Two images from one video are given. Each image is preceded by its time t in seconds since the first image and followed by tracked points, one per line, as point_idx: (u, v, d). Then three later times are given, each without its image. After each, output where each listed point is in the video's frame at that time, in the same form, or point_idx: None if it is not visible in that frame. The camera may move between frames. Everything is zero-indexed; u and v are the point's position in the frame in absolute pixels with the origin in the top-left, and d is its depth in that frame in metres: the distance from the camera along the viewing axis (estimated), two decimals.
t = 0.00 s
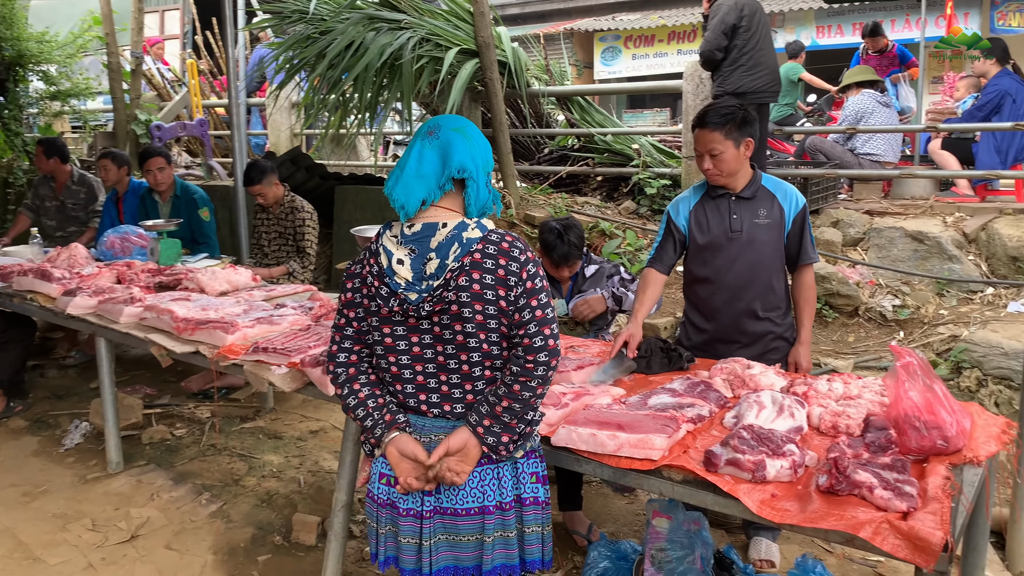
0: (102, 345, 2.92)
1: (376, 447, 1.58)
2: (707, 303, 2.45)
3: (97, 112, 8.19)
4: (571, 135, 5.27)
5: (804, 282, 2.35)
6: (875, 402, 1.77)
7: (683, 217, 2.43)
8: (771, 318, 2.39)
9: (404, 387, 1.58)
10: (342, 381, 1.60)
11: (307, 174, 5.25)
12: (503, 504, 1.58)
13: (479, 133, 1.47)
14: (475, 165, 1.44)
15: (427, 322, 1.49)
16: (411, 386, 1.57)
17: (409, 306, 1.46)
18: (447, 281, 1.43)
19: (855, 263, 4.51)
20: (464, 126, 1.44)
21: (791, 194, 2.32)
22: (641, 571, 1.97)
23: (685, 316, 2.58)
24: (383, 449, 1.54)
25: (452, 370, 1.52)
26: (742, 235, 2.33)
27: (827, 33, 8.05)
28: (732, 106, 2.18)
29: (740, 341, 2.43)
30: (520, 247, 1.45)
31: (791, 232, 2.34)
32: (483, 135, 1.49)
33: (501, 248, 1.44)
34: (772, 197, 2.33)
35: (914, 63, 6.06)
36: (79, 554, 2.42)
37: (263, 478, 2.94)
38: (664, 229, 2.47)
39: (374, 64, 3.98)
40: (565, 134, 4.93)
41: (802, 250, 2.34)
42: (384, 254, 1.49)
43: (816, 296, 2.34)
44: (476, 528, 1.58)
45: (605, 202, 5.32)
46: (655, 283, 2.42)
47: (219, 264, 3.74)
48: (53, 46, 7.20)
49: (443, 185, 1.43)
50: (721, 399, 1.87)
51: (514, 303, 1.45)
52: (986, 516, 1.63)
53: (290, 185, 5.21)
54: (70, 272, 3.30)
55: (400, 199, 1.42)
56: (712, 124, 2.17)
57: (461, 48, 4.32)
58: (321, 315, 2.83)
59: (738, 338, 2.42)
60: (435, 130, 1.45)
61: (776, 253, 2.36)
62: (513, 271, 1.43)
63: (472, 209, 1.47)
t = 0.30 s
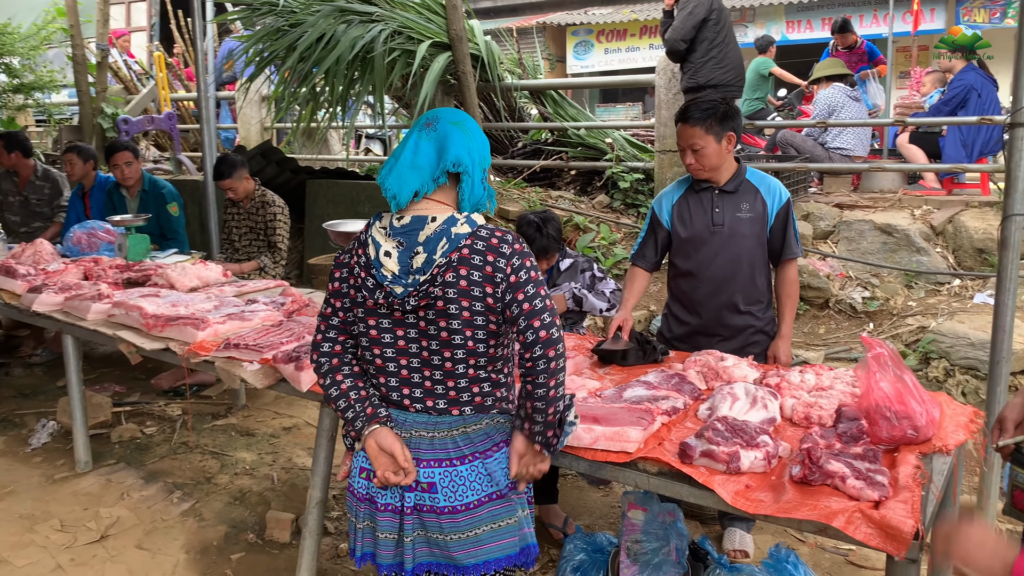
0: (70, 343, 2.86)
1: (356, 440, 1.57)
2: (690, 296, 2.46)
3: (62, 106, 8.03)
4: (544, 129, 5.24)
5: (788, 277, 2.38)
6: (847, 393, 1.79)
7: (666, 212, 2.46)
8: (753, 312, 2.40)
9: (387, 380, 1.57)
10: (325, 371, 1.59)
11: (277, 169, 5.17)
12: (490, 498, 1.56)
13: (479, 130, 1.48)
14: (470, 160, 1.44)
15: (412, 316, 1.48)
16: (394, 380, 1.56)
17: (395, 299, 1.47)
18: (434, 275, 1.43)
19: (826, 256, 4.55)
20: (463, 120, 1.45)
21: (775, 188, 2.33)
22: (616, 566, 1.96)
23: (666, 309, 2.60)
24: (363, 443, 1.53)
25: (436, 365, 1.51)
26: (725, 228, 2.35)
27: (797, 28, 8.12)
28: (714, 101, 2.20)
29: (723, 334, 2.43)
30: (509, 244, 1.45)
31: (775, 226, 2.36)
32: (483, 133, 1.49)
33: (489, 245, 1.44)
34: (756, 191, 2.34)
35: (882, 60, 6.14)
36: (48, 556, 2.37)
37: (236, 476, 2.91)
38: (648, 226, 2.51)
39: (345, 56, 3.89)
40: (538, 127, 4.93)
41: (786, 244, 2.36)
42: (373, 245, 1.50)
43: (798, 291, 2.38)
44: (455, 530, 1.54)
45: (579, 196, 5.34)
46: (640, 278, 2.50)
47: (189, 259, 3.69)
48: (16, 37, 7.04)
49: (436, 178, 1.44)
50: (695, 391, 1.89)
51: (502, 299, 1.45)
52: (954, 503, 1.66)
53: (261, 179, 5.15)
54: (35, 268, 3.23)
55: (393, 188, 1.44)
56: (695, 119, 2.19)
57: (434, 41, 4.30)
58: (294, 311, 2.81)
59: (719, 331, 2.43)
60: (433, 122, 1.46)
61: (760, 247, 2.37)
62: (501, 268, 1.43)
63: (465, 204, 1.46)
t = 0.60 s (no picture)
0: (40, 342, 2.82)
1: (340, 436, 1.56)
2: (658, 289, 2.47)
3: (31, 100, 7.90)
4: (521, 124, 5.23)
5: (759, 272, 2.37)
6: (823, 386, 1.81)
7: (638, 206, 2.46)
8: (721, 306, 2.42)
9: (375, 377, 1.56)
10: (312, 363, 1.59)
11: (252, 164, 5.09)
12: (476, 498, 1.56)
13: (486, 130, 1.47)
14: (476, 162, 1.43)
15: (405, 317, 1.47)
16: (382, 377, 1.55)
17: (389, 298, 1.45)
18: (431, 281, 1.42)
19: (801, 250, 4.59)
20: (472, 119, 1.43)
21: (745, 184, 2.34)
22: (595, 562, 1.96)
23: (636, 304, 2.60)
24: (348, 439, 1.53)
25: (426, 369, 1.51)
26: (694, 223, 2.36)
27: (772, 24, 8.17)
28: (689, 97, 2.20)
29: (691, 329, 2.45)
30: (508, 260, 1.45)
31: (746, 221, 2.36)
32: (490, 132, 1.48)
33: (489, 258, 1.43)
34: (726, 186, 2.35)
35: (855, 56, 6.15)
36: (20, 558, 2.33)
37: (212, 475, 2.88)
38: (621, 220, 2.50)
39: (321, 50, 3.83)
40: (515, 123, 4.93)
41: (759, 239, 2.35)
42: (370, 239, 1.47)
43: (769, 285, 2.37)
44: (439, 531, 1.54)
45: (556, 192, 5.34)
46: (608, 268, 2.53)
47: (162, 256, 3.64)
48: None
49: (440, 177, 1.42)
50: (674, 386, 1.89)
51: (497, 315, 1.46)
52: (928, 495, 1.69)
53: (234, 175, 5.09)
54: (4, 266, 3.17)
55: (396, 183, 1.41)
56: (671, 114, 2.18)
57: (410, 35, 4.25)
58: (271, 309, 2.79)
59: (688, 325, 2.45)
60: (441, 118, 1.43)
61: (729, 243, 2.38)
62: (498, 284, 1.44)
63: (466, 205, 1.45)
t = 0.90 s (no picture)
0: (14, 341, 2.77)
1: (328, 430, 1.56)
2: (618, 284, 2.47)
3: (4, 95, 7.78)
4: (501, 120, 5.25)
5: (712, 264, 2.40)
6: (802, 380, 1.82)
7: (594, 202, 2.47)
8: (683, 299, 2.43)
9: (369, 372, 1.55)
10: (303, 353, 1.56)
11: (230, 160, 5.09)
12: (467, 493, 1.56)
13: (501, 134, 1.44)
14: (487, 169, 1.41)
15: (407, 316, 1.47)
16: (377, 373, 1.54)
17: (391, 296, 1.44)
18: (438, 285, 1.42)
19: (780, 245, 4.62)
20: (487, 123, 1.41)
21: (698, 177, 2.37)
22: (577, 556, 1.97)
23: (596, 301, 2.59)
24: (336, 432, 1.52)
25: (425, 369, 1.51)
26: (651, 216, 2.37)
27: (751, 20, 8.21)
28: (645, 90, 2.22)
29: (650, 323, 2.47)
30: (515, 268, 1.47)
31: (699, 214, 2.39)
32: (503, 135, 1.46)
33: (496, 265, 1.45)
34: (681, 179, 2.37)
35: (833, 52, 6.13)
36: None
37: (192, 474, 2.86)
38: (579, 215, 2.51)
39: (299, 45, 3.78)
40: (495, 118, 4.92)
41: (710, 230, 2.38)
42: (377, 235, 1.44)
43: (722, 276, 2.41)
44: (432, 526, 1.53)
45: (537, 187, 5.35)
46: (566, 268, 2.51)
47: (140, 252, 3.60)
48: None
49: (450, 181, 1.41)
50: (653, 381, 1.90)
51: (498, 320, 1.49)
52: (905, 488, 1.70)
53: (213, 170, 5.05)
54: None
55: (405, 184, 1.39)
56: (628, 108, 2.19)
57: (389, 30, 4.25)
58: (250, 306, 2.77)
59: (648, 319, 2.46)
60: (456, 119, 1.41)
61: (686, 235, 2.40)
62: (503, 292, 1.46)
63: (472, 209, 1.45)
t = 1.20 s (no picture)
0: None
1: (316, 422, 1.55)
2: (585, 284, 2.48)
3: None
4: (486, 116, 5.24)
5: (676, 255, 2.42)
6: (786, 377, 1.83)
7: (556, 204, 2.45)
8: (652, 294, 2.46)
9: (364, 367, 1.54)
10: (296, 344, 1.54)
11: (213, 157, 5.05)
12: (458, 489, 1.56)
13: (510, 140, 1.44)
14: (493, 176, 1.41)
15: (404, 316, 1.47)
16: (372, 369, 1.53)
17: (390, 295, 1.43)
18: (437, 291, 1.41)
19: (765, 242, 4.64)
20: (497, 129, 1.41)
21: (657, 172, 2.39)
22: (562, 553, 1.96)
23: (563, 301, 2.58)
24: (325, 425, 1.51)
25: (421, 369, 1.51)
26: (614, 214, 2.38)
27: (735, 18, 8.24)
28: (602, 90, 2.20)
29: (620, 323, 2.48)
30: (514, 276, 1.46)
31: (660, 208, 2.41)
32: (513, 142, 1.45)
33: (496, 273, 1.45)
34: (640, 175, 2.39)
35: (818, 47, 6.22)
36: None
37: (175, 473, 2.84)
38: (541, 219, 2.48)
39: (282, 42, 3.75)
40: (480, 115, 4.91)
41: (671, 224, 2.41)
42: (380, 232, 1.43)
43: (686, 267, 2.44)
44: (422, 521, 1.52)
45: (522, 184, 5.35)
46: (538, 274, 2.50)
47: (122, 250, 3.57)
48: None
49: (455, 186, 1.40)
50: (639, 378, 1.90)
51: (495, 324, 1.49)
52: (889, 483, 1.71)
53: (195, 167, 5.01)
54: None
55: (409, 185, 1.38)
56: (587, 108, 2.18)
57: (374, 27, 4.21)
58: (233, 303, 2.75)
59: (620, 317, 2.47)
60: (466, 123, 1.40)
61: (648, 229, 2.42)
62: (502, 299, 1.45)
63: (475, 214, 1.45)
